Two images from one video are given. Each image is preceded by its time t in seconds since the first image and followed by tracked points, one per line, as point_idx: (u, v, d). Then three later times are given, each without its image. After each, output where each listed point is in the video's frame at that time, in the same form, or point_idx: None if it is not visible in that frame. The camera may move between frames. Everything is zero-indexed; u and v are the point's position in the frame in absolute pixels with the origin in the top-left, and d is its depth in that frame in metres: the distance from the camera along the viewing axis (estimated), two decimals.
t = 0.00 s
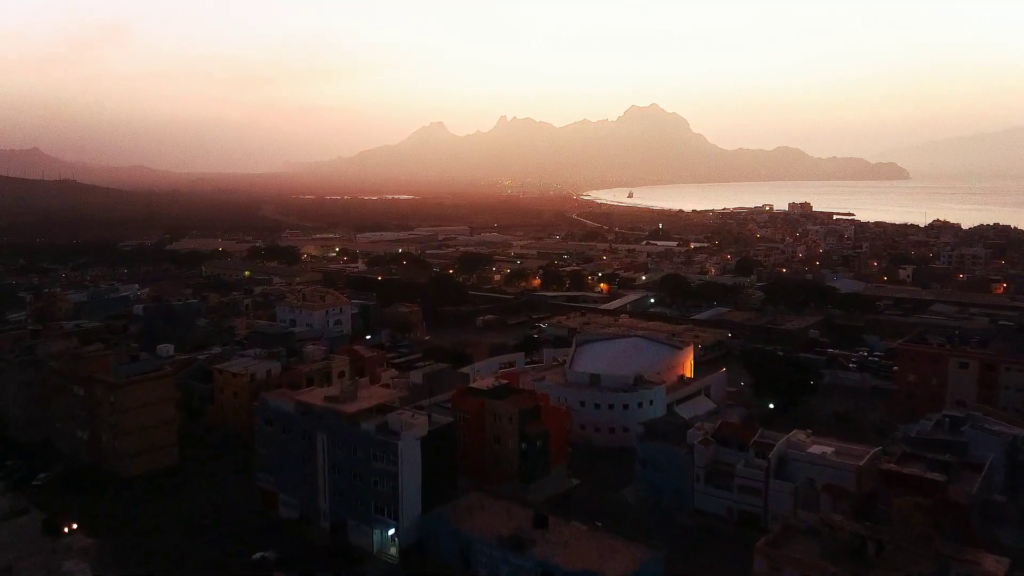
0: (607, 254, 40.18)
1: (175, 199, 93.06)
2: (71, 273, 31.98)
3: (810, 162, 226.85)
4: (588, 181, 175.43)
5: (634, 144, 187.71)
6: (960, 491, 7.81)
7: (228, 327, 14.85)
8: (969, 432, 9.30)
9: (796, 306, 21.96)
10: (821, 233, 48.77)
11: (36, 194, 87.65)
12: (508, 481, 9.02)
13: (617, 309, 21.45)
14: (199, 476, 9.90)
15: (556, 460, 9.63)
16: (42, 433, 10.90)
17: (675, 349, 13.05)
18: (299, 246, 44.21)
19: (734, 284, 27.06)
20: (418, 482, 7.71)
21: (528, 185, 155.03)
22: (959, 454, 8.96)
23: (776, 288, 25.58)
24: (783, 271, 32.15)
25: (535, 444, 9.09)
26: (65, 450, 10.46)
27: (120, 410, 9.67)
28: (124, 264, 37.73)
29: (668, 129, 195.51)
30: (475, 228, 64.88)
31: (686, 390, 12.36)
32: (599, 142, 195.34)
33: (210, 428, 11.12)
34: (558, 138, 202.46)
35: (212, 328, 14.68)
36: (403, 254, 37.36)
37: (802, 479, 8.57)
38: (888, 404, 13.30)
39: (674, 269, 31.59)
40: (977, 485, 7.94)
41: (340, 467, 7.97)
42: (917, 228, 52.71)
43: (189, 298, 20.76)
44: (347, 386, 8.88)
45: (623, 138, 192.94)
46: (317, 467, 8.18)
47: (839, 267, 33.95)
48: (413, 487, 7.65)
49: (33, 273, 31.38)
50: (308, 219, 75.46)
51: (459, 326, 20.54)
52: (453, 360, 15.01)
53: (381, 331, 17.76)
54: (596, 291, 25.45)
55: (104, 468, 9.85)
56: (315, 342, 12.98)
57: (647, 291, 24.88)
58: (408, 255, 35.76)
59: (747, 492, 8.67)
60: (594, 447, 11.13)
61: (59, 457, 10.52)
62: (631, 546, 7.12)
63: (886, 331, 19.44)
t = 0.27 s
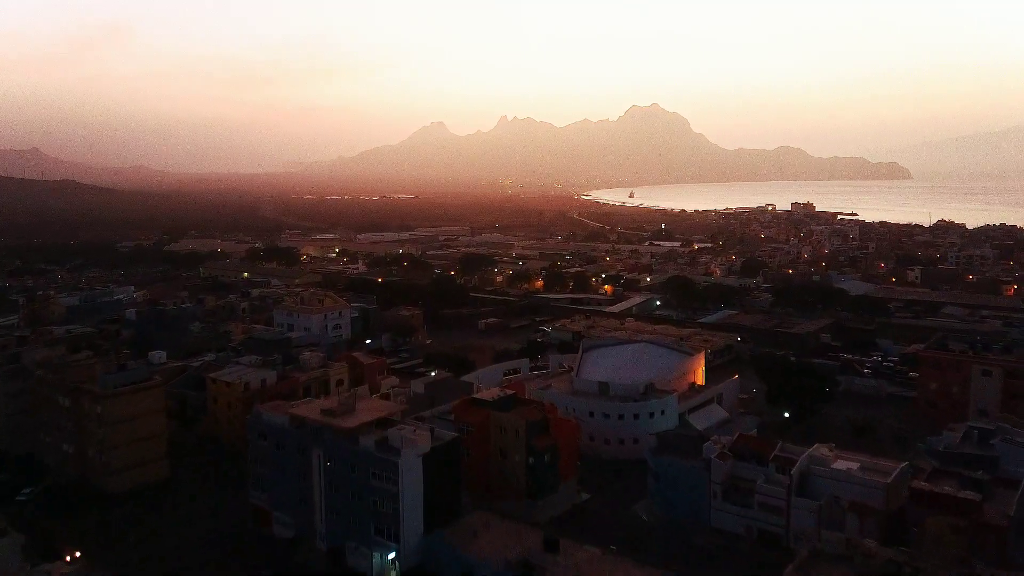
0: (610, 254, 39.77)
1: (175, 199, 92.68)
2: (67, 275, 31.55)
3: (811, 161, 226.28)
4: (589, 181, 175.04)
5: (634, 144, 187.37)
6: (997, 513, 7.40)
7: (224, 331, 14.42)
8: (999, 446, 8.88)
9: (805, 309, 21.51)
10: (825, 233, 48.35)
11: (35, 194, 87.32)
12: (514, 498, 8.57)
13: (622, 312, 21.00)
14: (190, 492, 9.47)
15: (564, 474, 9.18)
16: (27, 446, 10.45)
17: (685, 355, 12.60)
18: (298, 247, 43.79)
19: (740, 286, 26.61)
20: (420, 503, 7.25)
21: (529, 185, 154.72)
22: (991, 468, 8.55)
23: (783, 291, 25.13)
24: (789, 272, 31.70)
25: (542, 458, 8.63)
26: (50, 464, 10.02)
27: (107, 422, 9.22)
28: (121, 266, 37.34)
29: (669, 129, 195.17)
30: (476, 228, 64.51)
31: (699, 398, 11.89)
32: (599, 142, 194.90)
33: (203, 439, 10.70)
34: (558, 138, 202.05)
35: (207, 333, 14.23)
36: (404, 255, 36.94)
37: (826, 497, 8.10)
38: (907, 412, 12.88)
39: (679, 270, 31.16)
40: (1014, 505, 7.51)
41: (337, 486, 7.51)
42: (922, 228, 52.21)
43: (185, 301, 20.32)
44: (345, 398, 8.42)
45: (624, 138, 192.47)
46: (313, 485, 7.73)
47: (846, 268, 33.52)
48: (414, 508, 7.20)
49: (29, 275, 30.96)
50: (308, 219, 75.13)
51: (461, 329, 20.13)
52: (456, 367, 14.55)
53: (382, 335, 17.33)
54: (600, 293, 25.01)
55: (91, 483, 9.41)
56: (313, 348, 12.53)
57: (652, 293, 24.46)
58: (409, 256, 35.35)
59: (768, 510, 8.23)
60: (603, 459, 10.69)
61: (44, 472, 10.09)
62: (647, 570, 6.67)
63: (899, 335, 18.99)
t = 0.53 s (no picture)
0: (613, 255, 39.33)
1: (175, 200, 92.29)
2: (62, 277, 31.10)
3: (813, 161, 225.67)
4: (590, 181, 174.46)
5: (636, 143, 186.85)
6: None
7: (219, 336, 13.97)
8: None
9: (815, 312, 21.04)
10: (830, 233, 47.91)
11: (34, 194, 86.79)
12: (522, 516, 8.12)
13: (628, 315, 20.54)
14: (181, 508, 9.02)
15: (575, 491, 8.73)
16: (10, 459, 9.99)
17: (697, 362, 12.15)
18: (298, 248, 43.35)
19: (747, 288, 26.15)
20: (422, 526, 6.80)
21: (530, 185, 154.20)
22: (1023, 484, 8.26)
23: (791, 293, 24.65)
24: (796, 274, 31.22)
25: (551, 474, 8.18)
26: (34, 478, 9.56)
27: (93, 436, 8.77)
28: (118, 268, 36.88)
29: (670, 129, 194.68)
30: (478, 228, 64.06)
31: (712, 408, 11.45)
32: (601, 142, 194.37)
33: (195, 452, 10.25)
34: (559, 138, 201.46)
35: (201, 338, 13.77)
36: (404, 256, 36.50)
37: (853, 517, 7.66)
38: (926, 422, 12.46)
39: (684, 271, 30.73)
40: None
41: (334, 507, 7.05)
42: (929, 228, 51.68)
43: (182, 304, 19.88)
44: (343, 412, 7.96)
45: (625, 138, 191.99)
46: (309, 505, 7.28)
47: (853, 269, 33.08)
48: (417, 531, 6.74)
49: (24, 276, 30.50)
50: (308, 220, 74.70)
51: (464, 333, 19.69)
52: (458, 374, 14.09)
53: (382, 339, 16.89)
54: (605, 295, 24.57)
55: (76, 498, 8.97)
56: (310, 355, 12.08)
57: (657, 296, 24.03)
58: (409, 257, 34.90)
59: (792, 529, 7.77)
60: (613, 472, 10.23)
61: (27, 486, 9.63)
62: None
63: (913, 340, 18.51)
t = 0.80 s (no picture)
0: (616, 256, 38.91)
1: (175, 201, 91.89)
2: (58, 278, 30.69)
3: (814, 160, 225.14)
4: (591, 181, 173.96)
5: (637, 143, 186.38)
6: None
7: (214, 341, 13.55)
8: None
9: (825, 315, 20.56)
10: (835, 233, 47.48)
11: (33, 194, 86.43)
12: (531, 536, 7.67)
13: (634, 317, 20.08)
14: (170, 527, 8.59)
15: (585, 507, 8.27)
16: None
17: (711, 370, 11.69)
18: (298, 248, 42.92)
19: (754, 290, 25.69)
20: (425, 549, 6.35)
21: (531, 185, 153.81)
22: None
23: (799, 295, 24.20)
24: (802, 275, 30.76)
25: (561, 490, 7.74)
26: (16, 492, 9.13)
27: (77, 449, 8.34)
28: (116, 269, 36.46)
29: (672, 129, 194.22)
30: (479, 228, 63.65)
31: (725, 417, 11.00)
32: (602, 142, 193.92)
33: (186, 465, 9.81)
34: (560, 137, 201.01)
35: (195, 343, 13.31)
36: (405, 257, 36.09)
37: (882, 537, 7.20)
38: (946, 432, 12.05)
39: (689, 272, 30.31)
40: None
41: (331, 529, 6.61)
42: (934, 228, 51.17)
43: (177, 307, 19.43)
44: (340, 426, 7.51)
45: (626, 137, 191.53)
46: (304, 526, 6.83)
47: (859, 270, 32.66)
48: (419, 555, 6.29)
49: (19, 278, 30.08)
50: (308, 220, 74.30)
51: (466, 336, 19.26)
52: (461, 381, 13.64)
53: (382, 343, 16.47)
54: (609, 297, 24.16)
55: (60, 514, 8.53)
56: (308, 362, 11.62)
57: (663, 297, 23.60)
58: (411, 258, 34.48)
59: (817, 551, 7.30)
60: (623, 484, 9.77)
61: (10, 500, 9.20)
62: None
63: (926, 344, 18.05)
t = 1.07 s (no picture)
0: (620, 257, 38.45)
1: (174, 201, 91.51)
2: (55, 281, 30.27)
3: (816, 160, 224.50)
4: (592, 180, 173.47)
5: (638, 143, 185.84)
6: None
7: (209, 347, 13.11)
8: None
9: (836, 317, 20.11)
10: (841, 233, 46.99)
11: (33, 195, 86.06)
12: (541, 559, 7.20)
13: (641, 320, 19.62)
14: (159, 548, 8.14)
15: (598, 527, 7.80)
16: None
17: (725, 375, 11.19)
18: (297, 249, 42.49)
19: (761, 292, 25.24)
20: None
21: (532, 184, 153.41)
22: None
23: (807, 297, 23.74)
24: (809, 276, 30.30)
25: (573, 511, 7.27)
26: None
27: (61, 466, 7.88)
28: (113, 270, 36.01)
29: (673, 129, 193.67)
30: (480, 229, 63.21)
31: (741, 428, 10.53)
32: (603, 141, 193.43)
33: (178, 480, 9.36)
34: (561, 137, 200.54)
35: (189, 349, 12.87)
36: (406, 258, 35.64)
37: (916, 561, 6.76)
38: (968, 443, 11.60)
39: (694, 273, 29.85)
40: None
41: (328, 555, 6.16)
42: (940, 228, 50.71)
43: (173, 311, 19.00)
44: (338, 443, 7.05)
45: (627, 137, 191.02)
46: (299, 552, 6.37)
47: (867, 271, 32.19)
48: None
49: (15, 280, 29.66)
50: (309, 220, 73.88)
51: (469, 340, 18.81)
52: (464, 388, 13.18)
53: (383, 348, 16.02)
54: (615, 299, 23.69)
55: (42, 534, 8.08)
56: (305, 370, 11.17)
57: (669, 299, 23.14)
58: (412, 259, 34.03)
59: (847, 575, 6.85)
60: (636, 500, 9.31)
61: None
62: None
63: (941, 348, 17.58)
